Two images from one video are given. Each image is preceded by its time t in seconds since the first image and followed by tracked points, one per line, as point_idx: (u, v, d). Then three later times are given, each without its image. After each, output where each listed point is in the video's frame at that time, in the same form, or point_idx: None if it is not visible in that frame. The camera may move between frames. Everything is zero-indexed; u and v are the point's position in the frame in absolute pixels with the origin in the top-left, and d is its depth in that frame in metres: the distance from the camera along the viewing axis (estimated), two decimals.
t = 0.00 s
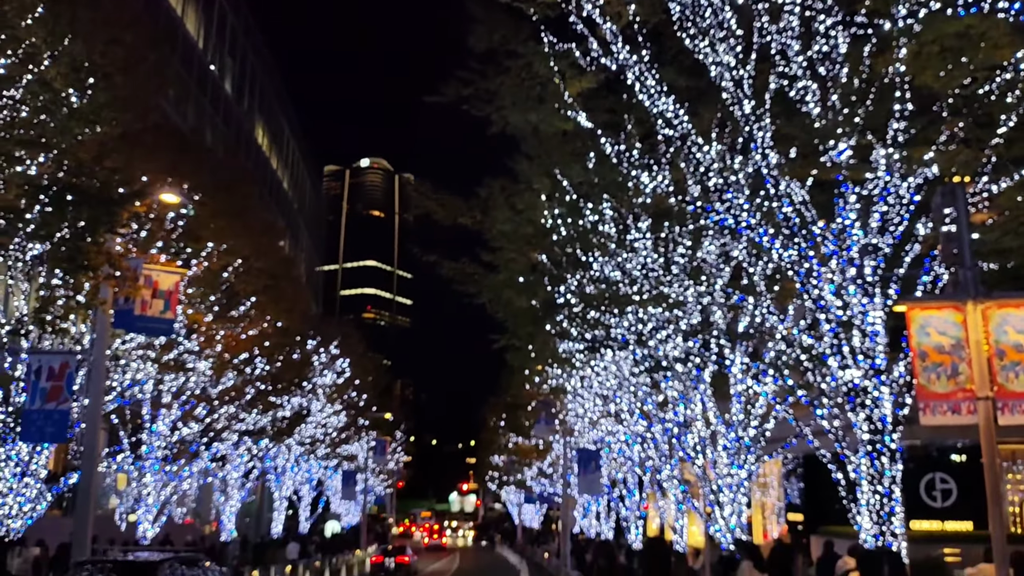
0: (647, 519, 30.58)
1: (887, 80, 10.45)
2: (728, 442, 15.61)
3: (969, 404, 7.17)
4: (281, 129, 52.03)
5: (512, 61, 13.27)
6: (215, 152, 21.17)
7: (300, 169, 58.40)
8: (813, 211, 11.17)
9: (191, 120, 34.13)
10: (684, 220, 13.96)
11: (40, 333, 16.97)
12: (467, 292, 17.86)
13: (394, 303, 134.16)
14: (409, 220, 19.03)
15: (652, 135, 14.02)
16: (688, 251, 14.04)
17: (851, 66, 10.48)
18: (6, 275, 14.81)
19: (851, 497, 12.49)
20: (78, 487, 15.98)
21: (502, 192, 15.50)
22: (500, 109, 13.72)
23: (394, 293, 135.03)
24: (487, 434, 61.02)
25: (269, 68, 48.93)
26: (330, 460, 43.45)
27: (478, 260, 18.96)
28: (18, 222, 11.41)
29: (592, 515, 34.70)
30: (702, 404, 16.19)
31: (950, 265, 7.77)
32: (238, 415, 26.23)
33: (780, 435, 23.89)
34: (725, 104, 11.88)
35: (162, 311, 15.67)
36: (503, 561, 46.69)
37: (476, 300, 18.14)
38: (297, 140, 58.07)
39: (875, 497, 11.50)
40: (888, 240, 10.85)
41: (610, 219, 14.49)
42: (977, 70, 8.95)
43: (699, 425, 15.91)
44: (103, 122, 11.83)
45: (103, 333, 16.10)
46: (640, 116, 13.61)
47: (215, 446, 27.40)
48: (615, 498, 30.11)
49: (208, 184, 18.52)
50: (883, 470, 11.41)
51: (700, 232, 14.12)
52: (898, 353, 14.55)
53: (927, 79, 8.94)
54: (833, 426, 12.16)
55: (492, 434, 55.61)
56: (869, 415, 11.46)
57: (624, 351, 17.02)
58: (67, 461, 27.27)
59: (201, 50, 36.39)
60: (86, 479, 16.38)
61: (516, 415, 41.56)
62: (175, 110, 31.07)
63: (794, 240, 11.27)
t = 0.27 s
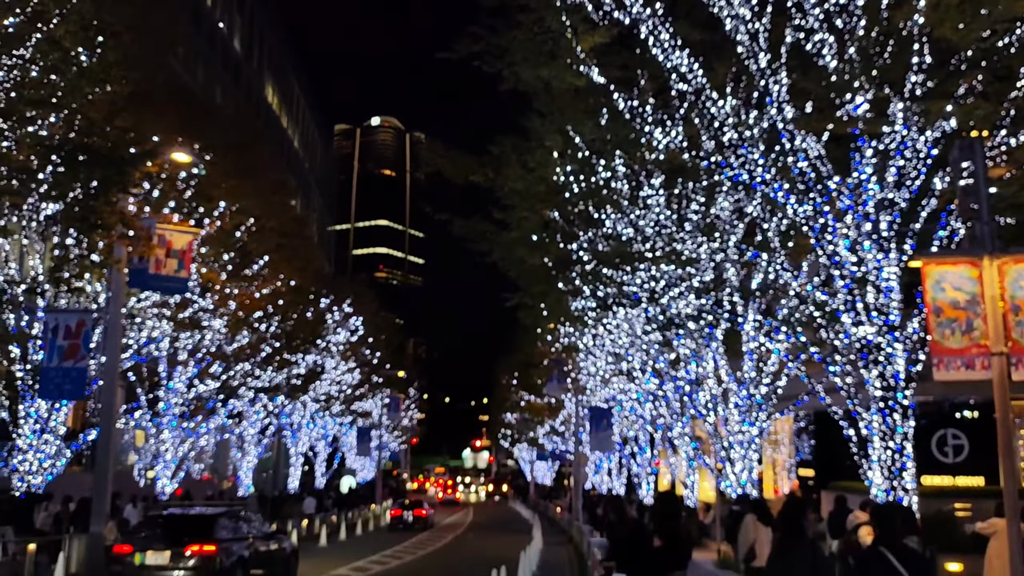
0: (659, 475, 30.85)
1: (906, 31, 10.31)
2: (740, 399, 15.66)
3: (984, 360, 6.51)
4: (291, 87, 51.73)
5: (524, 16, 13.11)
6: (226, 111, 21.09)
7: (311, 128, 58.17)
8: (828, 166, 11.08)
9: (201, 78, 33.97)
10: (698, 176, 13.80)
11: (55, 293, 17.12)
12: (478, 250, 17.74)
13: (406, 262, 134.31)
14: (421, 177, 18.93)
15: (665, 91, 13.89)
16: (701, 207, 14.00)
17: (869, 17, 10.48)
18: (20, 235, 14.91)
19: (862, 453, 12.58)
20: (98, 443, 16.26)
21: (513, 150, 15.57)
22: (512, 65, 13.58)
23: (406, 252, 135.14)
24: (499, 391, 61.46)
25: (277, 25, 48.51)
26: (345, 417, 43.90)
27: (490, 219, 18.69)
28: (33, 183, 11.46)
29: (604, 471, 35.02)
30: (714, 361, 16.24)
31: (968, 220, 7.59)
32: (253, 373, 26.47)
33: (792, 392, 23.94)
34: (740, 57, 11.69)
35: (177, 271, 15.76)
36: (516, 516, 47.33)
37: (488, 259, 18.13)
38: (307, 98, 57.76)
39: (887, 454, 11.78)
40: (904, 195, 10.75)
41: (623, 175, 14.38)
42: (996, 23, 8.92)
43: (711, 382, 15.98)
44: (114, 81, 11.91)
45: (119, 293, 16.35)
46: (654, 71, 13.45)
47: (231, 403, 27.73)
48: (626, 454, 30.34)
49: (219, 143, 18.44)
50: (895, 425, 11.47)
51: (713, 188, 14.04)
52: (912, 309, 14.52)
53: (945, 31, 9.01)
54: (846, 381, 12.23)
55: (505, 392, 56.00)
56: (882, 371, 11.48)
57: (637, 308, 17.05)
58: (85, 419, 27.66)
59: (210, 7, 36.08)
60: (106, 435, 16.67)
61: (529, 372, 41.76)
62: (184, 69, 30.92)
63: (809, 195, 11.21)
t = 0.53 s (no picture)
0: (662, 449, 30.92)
1: (918, 5, 10.27)
2: (744, 373, 15.67)
3: (989, 336, 6.46)
4: (296, 57, 51.40)
5: None
6: (231, 81, 20.91)
7: (316, 99, 57.88)
8: (836, 140, 11.10)
9: (206, 47, 33.75)
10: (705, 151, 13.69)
11: (61, 263, 17.16)
12: (484, 224, 17.64)
13: (412, 235, 134.16)
14: (426, 150, 18.79)
15: (674, 64, 13.85)
16: (709, 181, 13.99)
17: None
18: (24, 205, 14.93)
19: (867, 429, 12.58)
20: (104, 413, 16.37)
21: (518, 122, 14.98)
22: (519, 35, 13.42)
23: (411, 225, 134.91)
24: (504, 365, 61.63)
25: None
26: (350, 389, 44.10)
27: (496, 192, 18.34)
28: (38, 150, 11.56)
29: (608, 445, 35.15)
30: (719, 336, 16.23)
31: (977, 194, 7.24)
32: (259, 345, 26.56)
33: (797, 367, 23.94)
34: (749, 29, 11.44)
35: (182, 241, 15.87)
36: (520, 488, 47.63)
37: (493, 233, 17.95)
38: (312, 68, 57.41)
39: (891, 429, 11.54)
40: (913, 170, 10.70)
41: (630, 148, 14.34)
42: None
43: (716, 357, 15.98)
44: (118, 49, 11.97)
45: (124, 263, 16.78)
46: (663, 43, 13.37)
47: (236, 374, 27.86)
48: (630, 428, 30.43)
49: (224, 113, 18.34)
50: (900, 401, 11.46)
51: (720, 162, 13.95)
52: (918, 286, 14.45)
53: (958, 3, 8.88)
54: (851, 357, 12.24)
55: (510, 365, 56.15)
56: (887, 347, 11.44)
57: (642, 282, 17.03)
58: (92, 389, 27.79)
59: None
60: (111, 405, 16.74)
61: (534, 346, 41.79)
62: (189, 37, 30.72)
63: (817, 170, 11.15)
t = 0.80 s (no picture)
0: (690, 432, 30.84)
1: None
2: (773, 355, 15.57)
3: (1022, 315, 7.86)
4: (321, 42, 51.48)
5: None
6: (256, 66, 20.96)
7: (340, 84, 57.96)
8: (867, 119, 11.03)
9: (232, 33, 33.87)
10: (732, 131, 13.53)
11: (94, 248, 17.45)
12: (509, 207, 17.56)
13: (437, 218, 134.38)
14: (451, 133, 18.76)
15: (700, 42, 13.62)
16: (735, 161, 13.75)
17: None
18: (57, 191, 15.18)
19: (897, 411, 12.49)
20: (138, 396, 16.65)
21: (543, 104, 14.74)
22: (543, 17, 13.33)
23: (437, 209, 135.04)
24: (530, 348, 61.72)
25: None
26: (377, 372, 44.44)
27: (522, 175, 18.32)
28: (69, 138, 12.05)
29: (634, 427, 35.19)
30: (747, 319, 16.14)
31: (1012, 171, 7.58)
32: (288, 329, 26.82)
33: (826, 349, 23.73)
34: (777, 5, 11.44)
35: (211, 226, 16.08)
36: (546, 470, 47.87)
37: (519, 216, 17.88)
38: (337, 53, 57.45)
39: (923, 411, 11.46)
40: (945, 148, 10.35)
41: (657, 129, 14.29)
42: None
43: (744, 340, 15.86)
44: (143, 36, 12.29)
45: (155, 248, 16.78)
46: (689, 22, 13.13)
47: (266, 358, 28.20)
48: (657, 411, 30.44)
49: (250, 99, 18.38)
50: (932, 382, 11.35)
51: (748, 142, 13.82)
52: (950, 267, 14.25)
53: None
54: (882, 339, 12.00)
55: (535, 348, 56.25)
56: (919, 328, 11.30)
57: (670, 265, 16.96)
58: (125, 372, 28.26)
59: None
60: (145, 388, 17.00)
61: (559, 329, 41.80)
62: (214, 24, 30.83)
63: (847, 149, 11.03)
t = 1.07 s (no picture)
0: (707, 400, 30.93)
1: None
2: (790, 322, 15.56)
3: None
4: (333, 13, 51.14)
5: None
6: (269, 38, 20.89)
7: (354, 55, 57.66)
8: (886, 83, 10.76)
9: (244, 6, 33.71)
10: (749, 97, 13.35)
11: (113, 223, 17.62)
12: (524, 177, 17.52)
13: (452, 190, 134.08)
14: (465, 103, 18.69)
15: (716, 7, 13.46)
16: (752, 128, 13.83)
17: None
18: (76, 168, 15.37)
19: (915, 378, 12.41)
20: (161, 369, 16.92)
21: (557, 74, 14.70)
22: None
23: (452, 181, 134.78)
24: (546, 318, 61.74)
25: None
26: (395, 343, 44.75)
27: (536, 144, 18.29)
28: (85, 114, 12.15)
29: (651, 396, 35.34)
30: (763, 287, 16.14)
31: None
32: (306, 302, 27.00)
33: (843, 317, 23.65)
34: None
35: (228, 200, 16.23)
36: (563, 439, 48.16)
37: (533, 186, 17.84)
38: (349, 24, 57.07)
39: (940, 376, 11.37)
40: (966, 112, 10.44)
41: (672, 97, 14.06)
42: None
43: (760, 308, 15.96)
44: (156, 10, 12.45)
45: (173, 223, 16.93)
46: None
47: (286, 330, 28.57)
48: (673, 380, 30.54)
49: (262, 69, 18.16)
50: (949, 349, 11.26)
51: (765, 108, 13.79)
52: (969, 232, 14.13)
53: None
54: (900, 306, 11.97)
55: (552, 318, 56.35)
56: (936, 294, 11.20)
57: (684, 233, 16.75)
58: (146, 346, 28.63)
59: None
60: (167, 361, 17.25)
61: (575, 300, 41.81)
62: None
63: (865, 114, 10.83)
